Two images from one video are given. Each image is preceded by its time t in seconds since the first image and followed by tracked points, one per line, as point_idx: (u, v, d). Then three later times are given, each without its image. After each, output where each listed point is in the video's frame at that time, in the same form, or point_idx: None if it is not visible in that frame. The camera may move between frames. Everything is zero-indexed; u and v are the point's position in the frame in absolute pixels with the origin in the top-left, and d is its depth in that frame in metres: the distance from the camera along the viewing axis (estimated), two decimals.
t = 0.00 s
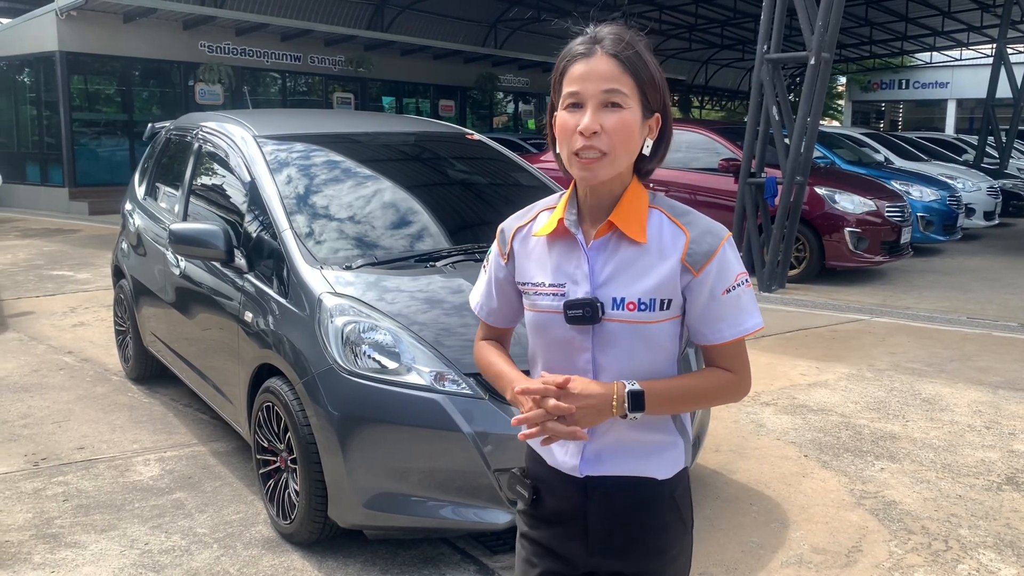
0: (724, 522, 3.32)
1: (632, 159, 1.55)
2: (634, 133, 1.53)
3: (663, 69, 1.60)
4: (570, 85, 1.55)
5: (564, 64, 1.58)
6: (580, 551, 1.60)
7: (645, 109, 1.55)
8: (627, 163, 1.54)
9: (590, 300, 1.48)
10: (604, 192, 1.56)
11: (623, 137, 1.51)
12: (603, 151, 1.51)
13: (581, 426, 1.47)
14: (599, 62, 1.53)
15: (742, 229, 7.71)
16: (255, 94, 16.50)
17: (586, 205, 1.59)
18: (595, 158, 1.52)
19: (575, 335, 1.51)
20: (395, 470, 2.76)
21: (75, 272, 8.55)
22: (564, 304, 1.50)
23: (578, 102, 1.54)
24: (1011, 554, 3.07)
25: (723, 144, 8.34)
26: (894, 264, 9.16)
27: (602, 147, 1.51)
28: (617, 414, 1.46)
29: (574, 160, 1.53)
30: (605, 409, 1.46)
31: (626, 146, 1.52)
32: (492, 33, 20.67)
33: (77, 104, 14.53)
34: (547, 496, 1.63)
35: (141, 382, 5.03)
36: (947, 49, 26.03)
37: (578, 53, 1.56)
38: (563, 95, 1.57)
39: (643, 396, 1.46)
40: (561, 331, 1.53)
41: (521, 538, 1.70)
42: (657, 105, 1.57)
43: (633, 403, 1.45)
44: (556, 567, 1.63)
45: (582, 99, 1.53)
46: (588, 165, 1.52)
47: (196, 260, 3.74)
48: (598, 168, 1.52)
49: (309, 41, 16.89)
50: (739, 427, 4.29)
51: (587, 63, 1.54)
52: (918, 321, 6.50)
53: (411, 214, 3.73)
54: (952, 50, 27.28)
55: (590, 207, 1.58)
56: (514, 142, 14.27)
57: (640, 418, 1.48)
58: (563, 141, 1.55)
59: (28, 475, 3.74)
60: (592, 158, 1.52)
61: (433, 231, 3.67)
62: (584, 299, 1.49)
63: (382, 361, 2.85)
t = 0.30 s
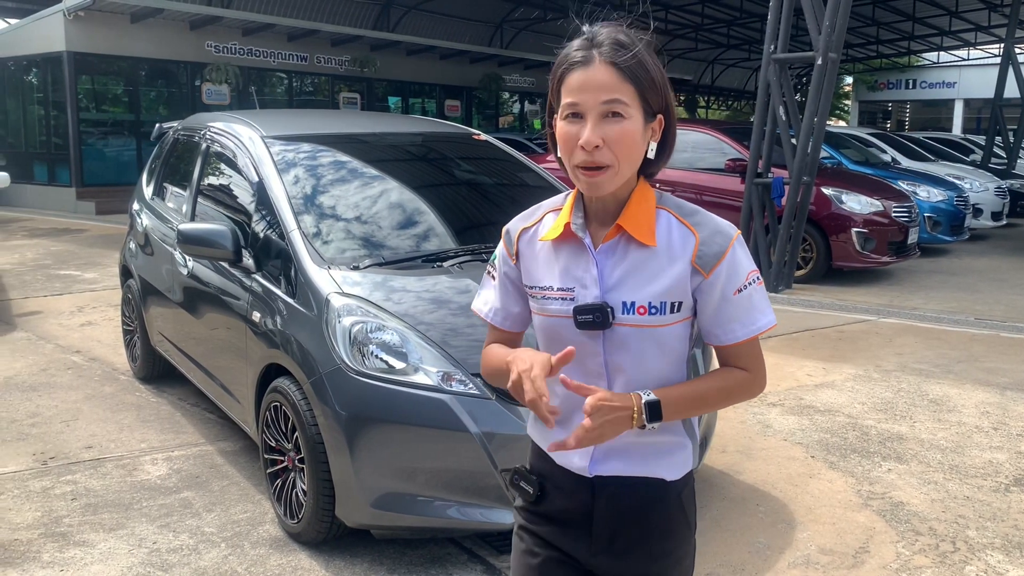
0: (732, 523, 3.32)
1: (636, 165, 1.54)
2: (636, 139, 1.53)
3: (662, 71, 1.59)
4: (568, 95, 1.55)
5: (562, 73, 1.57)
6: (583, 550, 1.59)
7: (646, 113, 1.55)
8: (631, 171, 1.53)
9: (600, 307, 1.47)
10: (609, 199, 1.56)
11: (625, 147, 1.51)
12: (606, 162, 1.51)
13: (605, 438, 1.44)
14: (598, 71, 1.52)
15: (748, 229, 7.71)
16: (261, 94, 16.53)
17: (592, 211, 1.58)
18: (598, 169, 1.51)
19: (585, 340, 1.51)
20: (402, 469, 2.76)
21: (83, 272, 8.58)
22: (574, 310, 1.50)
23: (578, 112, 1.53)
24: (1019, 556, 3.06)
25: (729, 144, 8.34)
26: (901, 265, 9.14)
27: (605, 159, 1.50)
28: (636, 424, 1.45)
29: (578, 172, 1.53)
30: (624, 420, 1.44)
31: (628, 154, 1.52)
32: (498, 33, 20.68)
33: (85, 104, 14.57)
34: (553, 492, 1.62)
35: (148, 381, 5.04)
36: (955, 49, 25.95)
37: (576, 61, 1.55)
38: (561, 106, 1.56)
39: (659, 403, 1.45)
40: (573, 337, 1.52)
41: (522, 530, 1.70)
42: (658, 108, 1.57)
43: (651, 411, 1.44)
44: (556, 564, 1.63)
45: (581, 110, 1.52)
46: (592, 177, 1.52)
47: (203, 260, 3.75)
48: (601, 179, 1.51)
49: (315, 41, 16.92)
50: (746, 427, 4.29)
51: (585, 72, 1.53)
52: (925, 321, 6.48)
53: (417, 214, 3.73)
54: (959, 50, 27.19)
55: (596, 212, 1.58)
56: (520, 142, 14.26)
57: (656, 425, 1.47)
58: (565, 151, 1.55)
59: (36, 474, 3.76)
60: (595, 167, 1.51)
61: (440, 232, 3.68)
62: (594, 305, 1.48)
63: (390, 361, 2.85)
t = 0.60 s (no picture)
0: (739, 523, 3.31)
1: (641, 161, 1.54)
2: (642, 135, 1.52)
3: (666, 67, 1.59)
4: (573, 93, 1.54)
5: (567, 70, 1.57)
6: (596, 557, 1.59)
7: (652, 110, 1.55)
8: (637, 168, 1.53)
9: (615, 307, 1.44)
10: (616, 196, 1.56)
11: (632, 144, 1.51)
12: (613, 159, 1.50)
13: (633, 478, 1.45)
14: (604, 67, 1.52)
15: (755, 229, 7.69)
16: (268, 94, 16.55)
17: (599, 209, 1.58)
18: (604, 166, 1.51)
19: (597, 342, 1.49)
20: (408, 469, 2.76)
21: (91, 272, 8.60)
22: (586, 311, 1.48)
23: (584, 109, 1.53)
24: None
25: (734, 143, 8.32)
26: (908, 265, 9.10)
27: (612, 156, 1.50)
28: (662, 456, 1.45)
29: (585, 169, 1.52)
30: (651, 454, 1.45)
31: (635, 150, 1.52)
32: (504, 33, 20.69)
33: (93, 104, 14.62)
34: (561, 499, 1.61)
35: (156, 380, 5.06)
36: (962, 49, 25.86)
37: (581, 58, 1.55)
38: (567, 104, 1.56)
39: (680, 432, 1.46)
40: (582, 340, 1.50)
41: (531, 544, 1.68)
42: (663, 104, 1.57)
43: (674, 441, 1.44)
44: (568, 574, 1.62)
45: (587, 107, 1.52)
46: (599, 174, 1.51)
47: (210, 259, 3.76)
48: (608, 175, 1.51)
49: (321, 41, 16.95)
50: (752, 428, 4.29)
51: (590, 69, 1.53)
52: (933, 322, 6.46)
53: (424, 214, 3.74)
54: (967, 50, 27.09)
55: (603, 211, 1.57)
56: (526, 142, 14.26)
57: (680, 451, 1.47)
58: (571, 149, 1.54)
59: (44, 473, 3.78)
60: (602, 164, 1.51)
61: (446, 231, 3.68)
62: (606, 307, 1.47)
63: (397, 360, 2.85)
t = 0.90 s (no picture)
0: (745, 524, 3.31)
1: (649, 155, 1.53)
2: (651, 129, 1.52)
3: (676, 63, 1.59)
4: (582, 85, 1.55)
5: (577, 63, 1.57)
6: (601, 559, 1.60)
7: (661, 104, 1.54)
8: (645, 161, 1.53)
9: (621, 304, 1.46)
10: (625, 190, 1.55)
11: (640, 136, 1.50)
12: (621, 149, 1.50)
13: (656, 517, 1.48)
14: (612, 59, 1.52)
15: (762, 229, 7.67)
16: (275, 94, 16.59)
17: (607, 206, 1.58)
18: (612, 157, 1.51)
19: (605, 339, 1.50)
20: (414, 468, 2.77)
21: (97, 271, 8.62)
22: (594, 307, 1.48)
23: (592, 100, 1.53)
24: None
25: (741, 143, 8.31)
26: (915, 265, 9.07)
27: (620, 145, 1.50)
28: (683, 485, 1.47)
29: (593, 160, 1.52)
30: (670, 487, 1.47)
31: (643, 143, 1.51)
32: (510, 33, 20.69)
33: (100, 104, 14.67)
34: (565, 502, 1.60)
35: (162, 379, 5.08)
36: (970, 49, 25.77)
37: (591, 51, 1.55)
38: (576, 97, 1.56)
39: (697, 461, 1.46)
40: (591, 336, 1.51)
41: (534, 546, 1.69)
42: (673, 100, 1.57)
43: (691, 469, 1.45)
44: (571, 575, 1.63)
45: (595, 98, 1.52)
46: (606, 165, 1.51)
47: (217, 259, 3.77)
48: (615, 166, 1.51)
49: (327, 41, 16.97)
50: (758, 428, 4.28)
51: (599, 60, 1.53)
52: (940, 322, 6.44)
53: (430, 214, 3.74)
54: (974, 50, 26.98)
55: (612, 207, 1.57)
56: (531, 142, 14.25)
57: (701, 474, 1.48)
58: (579, 143, 1.54)
59: (52, 471, 3.79)
60: (609, 157, 1.51)
61: (452, 232, 3.68)
62: (615, 303, 1.47)
63: (403, 360, 2.86)
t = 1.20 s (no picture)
0: (749, 524, 3.30)
1: (635, 166, 1.53)
2: (630, 142, 1.51)
3: (656, 67, 1.55)
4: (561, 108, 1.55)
5: (555, 84, 1.57)
6: (611, 558, 1.60)
7: (641, 115, 1.52)
8: (630, 173, 1.52)
9: (624, 296, 1.47)
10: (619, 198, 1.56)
11: (619, 152, 1.50)
12: (601, 169, 1.50)
13: (678, 555, 1.44)
14: (583, 81, 1.52)
15: (766, 229, 7.66)
16: (279, 94, 16.61)
17: (608, 211, 1.58)
18: (595, 176, 1.51)
19: (608, 333, 1.50)
20: (418, 468, 2.77)
21: (103, 271, 8.65)
22: (597, 303, 1.49)
23: (570, 122, 1.53)
24: None
25: (745, 143, 8.29)
26: (920, 265, 9.05)
27: (599, 165, 1.50)
28: (695, 516, 1.44)
29: (577, 180, 1.54)
30: (682, 520, 1.43)
31: (623, 156, 1.50)
32: (515, 33, 20.70)
33: (105, 103, 14.70)
34: (575, 499, 1.60)
35: (167, 379, 5.09)
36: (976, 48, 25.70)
37: (565, 73, 1.55)
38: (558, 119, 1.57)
39: (704, 490, 1.43)
40: (595, 330, 1.51)
41: (544, 544, 1.69)
42: (655, 106, 1.54)
43: (699, 502, 1.42)
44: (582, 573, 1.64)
45: (572, 120, 1.52)
46: (591, 184, 1.52)
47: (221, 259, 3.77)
48: (600, 184, 1.51)
49: (332, 42, 16.98)
50: (763, 428, 4.27)
51: (572, 83, 1.53)
52: (945, 323, 6.42)
53: (434, 214, 3.73)
54: (980, 49, 26.91)
55: (612, 213, 1.58)
56: (536, 142, 14.25)
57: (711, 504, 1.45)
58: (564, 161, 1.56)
59: (57, 470, 3.80)
60: (592, 174, 1.51)
61: (456, 232, 3.68)
62: (616, 296, 1.48)
63: (406, 360, 2.85)
